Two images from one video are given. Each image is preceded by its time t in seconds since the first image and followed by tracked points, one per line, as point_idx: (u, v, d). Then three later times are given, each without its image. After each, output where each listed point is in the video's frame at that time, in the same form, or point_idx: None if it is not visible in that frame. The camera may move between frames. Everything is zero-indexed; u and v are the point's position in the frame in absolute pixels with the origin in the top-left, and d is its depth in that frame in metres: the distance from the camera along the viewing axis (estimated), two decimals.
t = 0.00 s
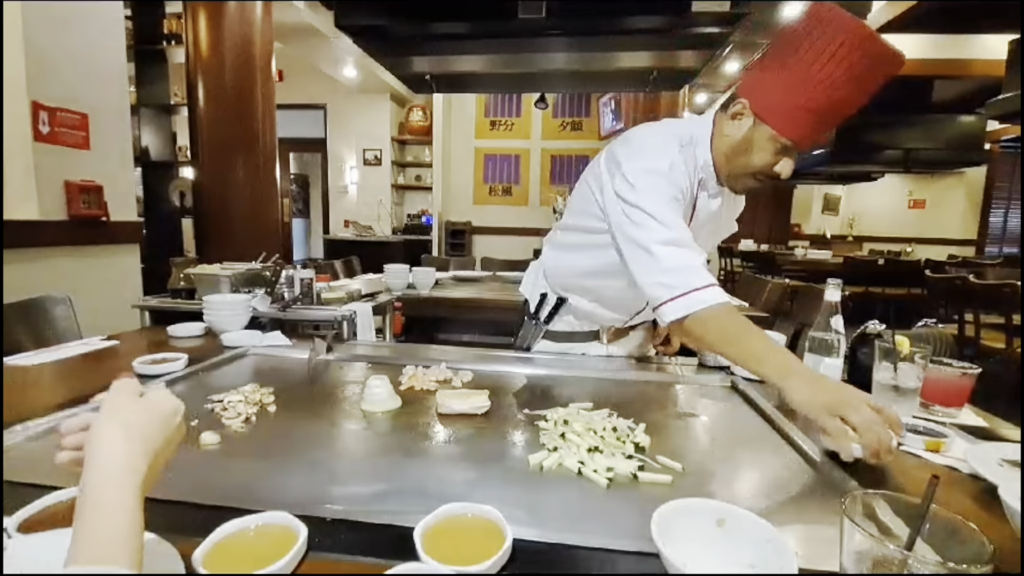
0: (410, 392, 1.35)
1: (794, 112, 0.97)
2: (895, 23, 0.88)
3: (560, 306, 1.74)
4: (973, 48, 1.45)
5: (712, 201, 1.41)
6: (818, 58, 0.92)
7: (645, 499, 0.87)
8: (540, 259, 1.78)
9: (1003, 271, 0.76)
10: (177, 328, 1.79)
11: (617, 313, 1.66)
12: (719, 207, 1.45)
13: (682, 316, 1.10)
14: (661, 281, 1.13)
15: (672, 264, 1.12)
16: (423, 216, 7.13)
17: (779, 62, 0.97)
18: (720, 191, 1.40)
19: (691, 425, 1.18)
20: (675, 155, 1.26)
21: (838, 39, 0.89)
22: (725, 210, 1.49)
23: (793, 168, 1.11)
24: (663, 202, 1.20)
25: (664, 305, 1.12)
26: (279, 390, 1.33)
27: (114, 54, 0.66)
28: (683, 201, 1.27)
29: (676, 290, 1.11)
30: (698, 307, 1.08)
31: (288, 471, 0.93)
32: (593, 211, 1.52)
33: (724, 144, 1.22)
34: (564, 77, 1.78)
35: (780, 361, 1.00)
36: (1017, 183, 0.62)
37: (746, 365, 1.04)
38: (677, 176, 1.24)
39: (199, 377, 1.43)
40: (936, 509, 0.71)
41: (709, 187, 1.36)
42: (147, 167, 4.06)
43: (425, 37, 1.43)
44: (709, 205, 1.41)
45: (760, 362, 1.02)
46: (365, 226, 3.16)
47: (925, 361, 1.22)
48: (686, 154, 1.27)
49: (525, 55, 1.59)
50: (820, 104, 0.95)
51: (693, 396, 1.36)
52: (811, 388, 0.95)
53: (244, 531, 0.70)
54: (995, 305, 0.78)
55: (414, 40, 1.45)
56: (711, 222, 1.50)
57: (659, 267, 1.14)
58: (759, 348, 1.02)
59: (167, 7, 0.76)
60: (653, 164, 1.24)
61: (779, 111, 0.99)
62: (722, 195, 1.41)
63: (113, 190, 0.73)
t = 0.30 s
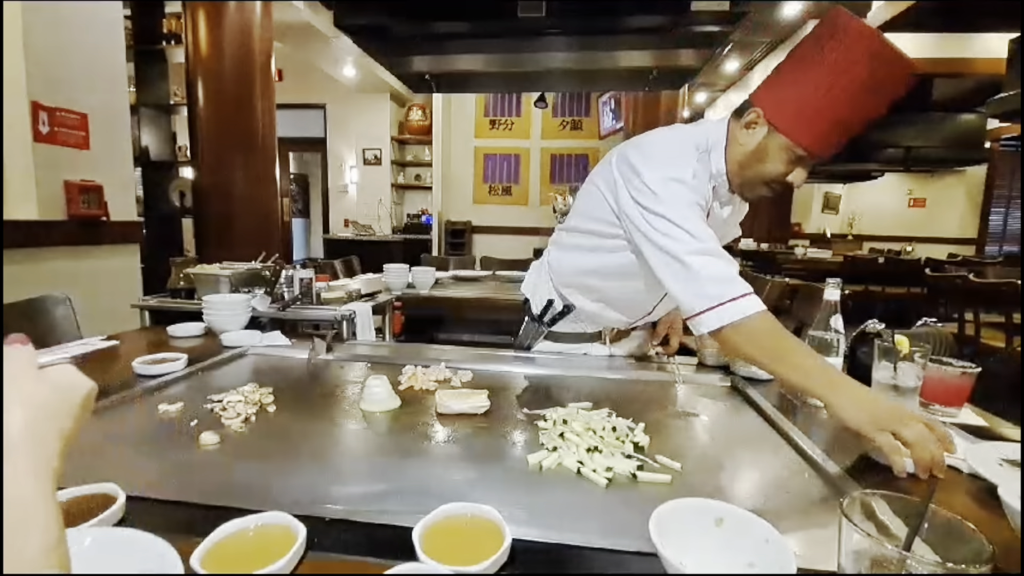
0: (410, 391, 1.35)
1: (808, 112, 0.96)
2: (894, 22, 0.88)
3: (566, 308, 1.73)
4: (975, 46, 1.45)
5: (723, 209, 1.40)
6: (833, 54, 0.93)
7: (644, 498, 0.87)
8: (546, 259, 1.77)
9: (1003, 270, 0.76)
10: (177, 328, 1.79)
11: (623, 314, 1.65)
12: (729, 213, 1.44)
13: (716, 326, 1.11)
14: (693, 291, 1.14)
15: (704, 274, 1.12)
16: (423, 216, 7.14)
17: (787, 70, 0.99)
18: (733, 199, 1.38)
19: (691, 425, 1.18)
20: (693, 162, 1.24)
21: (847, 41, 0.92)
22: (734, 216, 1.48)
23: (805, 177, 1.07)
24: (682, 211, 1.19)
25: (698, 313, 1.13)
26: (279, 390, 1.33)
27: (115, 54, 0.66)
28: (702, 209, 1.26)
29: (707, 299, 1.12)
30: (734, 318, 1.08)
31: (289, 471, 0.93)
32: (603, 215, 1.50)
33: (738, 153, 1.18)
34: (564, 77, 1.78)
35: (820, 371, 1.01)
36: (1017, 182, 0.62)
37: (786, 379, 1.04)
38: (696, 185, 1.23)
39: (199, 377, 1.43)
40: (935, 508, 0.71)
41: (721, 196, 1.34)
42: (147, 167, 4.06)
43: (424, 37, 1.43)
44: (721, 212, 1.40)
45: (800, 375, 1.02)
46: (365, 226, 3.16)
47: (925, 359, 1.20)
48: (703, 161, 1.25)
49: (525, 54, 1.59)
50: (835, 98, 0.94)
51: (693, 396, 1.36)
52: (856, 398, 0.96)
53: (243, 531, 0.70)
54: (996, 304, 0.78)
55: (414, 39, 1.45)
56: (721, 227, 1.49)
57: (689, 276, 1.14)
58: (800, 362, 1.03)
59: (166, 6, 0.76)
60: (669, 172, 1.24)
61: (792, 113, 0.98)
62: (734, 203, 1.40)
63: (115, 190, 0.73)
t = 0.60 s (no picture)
0: (409, 392, 1.35)
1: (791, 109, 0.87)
2: (891, 20, 0.88)
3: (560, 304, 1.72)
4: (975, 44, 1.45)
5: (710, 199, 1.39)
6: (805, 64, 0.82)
7: (643, 498, 0.87)
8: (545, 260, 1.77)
9: (1003, 268, 0.76)
10: (177, 328, 1.79)
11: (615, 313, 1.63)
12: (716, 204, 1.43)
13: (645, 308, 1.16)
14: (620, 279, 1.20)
15: (631, 266, 1.17)
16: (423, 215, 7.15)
17: (763, 61, 0.89)
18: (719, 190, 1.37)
19: (689, 424, 1.19)
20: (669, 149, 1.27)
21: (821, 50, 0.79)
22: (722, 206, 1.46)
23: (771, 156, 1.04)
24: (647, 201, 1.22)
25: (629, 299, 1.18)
26: (278, 390, 1.33)
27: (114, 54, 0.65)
28: (674, 197, 1.27)
29: (638, 287, 1.17)
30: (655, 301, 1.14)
31: (285, 472, 0.92)
32: (592, 208, 1.52)
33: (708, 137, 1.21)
34: (564, 76, 1.78)
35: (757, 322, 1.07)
36: (1017, 181, 0.62)
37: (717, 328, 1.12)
38: (669, 171, 1.25)
39: (199, 377, 1.44)
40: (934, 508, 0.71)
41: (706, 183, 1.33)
42: (146, 166, 4.07)
43: (424, 36, 1.43)
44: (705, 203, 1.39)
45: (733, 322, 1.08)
46: (365, 226, 3.17)
47: (924, 358, 1.19)
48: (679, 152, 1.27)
49: (525, 54, 1.59)
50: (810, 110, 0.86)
51: (692, 395, 1.36)
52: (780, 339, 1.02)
53: (243, 531, 0.70)
54: (995, 303, 0.78)
55: (414, 39, 1.45)
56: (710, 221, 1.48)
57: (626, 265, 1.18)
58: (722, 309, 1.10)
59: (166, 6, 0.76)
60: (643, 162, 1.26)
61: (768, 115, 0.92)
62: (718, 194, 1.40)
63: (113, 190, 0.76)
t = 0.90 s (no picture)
0: (410, 391, 1.35)
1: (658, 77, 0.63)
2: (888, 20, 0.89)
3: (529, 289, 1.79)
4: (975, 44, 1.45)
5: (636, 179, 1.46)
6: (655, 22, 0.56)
7: (644, 498, 0.87)
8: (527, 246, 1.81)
9: (1002, 269, 0.76)
10: (177, 329, 1.79)
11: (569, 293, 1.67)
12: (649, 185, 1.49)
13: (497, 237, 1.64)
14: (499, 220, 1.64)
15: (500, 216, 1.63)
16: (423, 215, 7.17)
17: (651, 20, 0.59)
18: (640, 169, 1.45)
19: (689, 423, 1.19)
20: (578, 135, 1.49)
21: (667, 1, 0.51)
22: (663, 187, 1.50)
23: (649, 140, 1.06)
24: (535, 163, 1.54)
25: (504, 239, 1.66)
26: (279, 390, 1.33)
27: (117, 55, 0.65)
28: (568, 176, 1.51)
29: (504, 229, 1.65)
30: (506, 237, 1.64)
31: (285, 472, 0.92)
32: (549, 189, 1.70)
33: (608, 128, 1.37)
34: (563, 77, 1.78)
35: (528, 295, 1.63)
36: (1017, 180, 0.62)
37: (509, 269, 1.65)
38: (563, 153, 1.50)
39: (201, 377, 1.44)
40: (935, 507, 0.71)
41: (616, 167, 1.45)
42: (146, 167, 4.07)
43: (423, 36, 1.43)
44: (629, 182, 1.47)
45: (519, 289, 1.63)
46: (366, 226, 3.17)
47: (924, 358, 1.19)
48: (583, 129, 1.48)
49: (524, 54, 1.59)
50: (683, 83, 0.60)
51: (693, 395, 1.36)
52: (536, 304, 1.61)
53: (245, 531, 0.71)
54: (996, 303, 0.78)
55: (413, 39, 1.45)
56: (651, 206, 1.53)
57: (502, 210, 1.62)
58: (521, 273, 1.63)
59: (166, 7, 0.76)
60: (552, 135, 1.53)
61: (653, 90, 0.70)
62: (648, 173, 1.45)
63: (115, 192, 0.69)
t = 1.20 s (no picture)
0: (412, 390, 1.35)
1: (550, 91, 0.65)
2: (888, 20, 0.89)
3: (474, 302, 1.84)
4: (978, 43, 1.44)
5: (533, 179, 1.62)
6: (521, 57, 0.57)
7: (648, 497, 0.87)
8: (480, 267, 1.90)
9: (1003, 267, 0.77)
10: (178, 328, 1.78)
11: (501, 297, 1.72)
12: (550, 186, 1.63)
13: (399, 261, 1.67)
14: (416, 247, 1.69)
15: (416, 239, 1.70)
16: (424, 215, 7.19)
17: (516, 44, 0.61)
18: (538, 168, 1.61)
19: (691, 422, 1.19)
20: (484, 158, 1.66)
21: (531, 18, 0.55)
22: (564, 186, 1.63)
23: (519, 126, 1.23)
24: (449, 188, 1.69)
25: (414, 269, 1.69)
26: (280, 390, 1.33)
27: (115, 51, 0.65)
28: (475, 193, 1.66)
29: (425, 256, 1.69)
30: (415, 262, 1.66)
31: (288, 472, 0.92)
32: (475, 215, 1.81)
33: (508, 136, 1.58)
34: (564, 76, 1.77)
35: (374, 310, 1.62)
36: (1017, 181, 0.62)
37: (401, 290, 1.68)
38: (472, 175, 1.66)
39: (202, 377, 1.43)
40: (939, 505, 0.72)
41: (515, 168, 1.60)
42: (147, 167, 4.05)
43: (422, 35, 1.43)
44: (532, 184, 1.62)
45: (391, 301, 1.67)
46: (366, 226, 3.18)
47: (926, 357, 1.19)
48: (485, 149, 1.65)
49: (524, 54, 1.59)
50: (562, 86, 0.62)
51: (696, 394, 1.36)
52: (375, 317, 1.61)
53: (249, 529, 0.71)
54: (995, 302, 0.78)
55: (412, 39, 1.45)
56: (558, 204, 1.64)
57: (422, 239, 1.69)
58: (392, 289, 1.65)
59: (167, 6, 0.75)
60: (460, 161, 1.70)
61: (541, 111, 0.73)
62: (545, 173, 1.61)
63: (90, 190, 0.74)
